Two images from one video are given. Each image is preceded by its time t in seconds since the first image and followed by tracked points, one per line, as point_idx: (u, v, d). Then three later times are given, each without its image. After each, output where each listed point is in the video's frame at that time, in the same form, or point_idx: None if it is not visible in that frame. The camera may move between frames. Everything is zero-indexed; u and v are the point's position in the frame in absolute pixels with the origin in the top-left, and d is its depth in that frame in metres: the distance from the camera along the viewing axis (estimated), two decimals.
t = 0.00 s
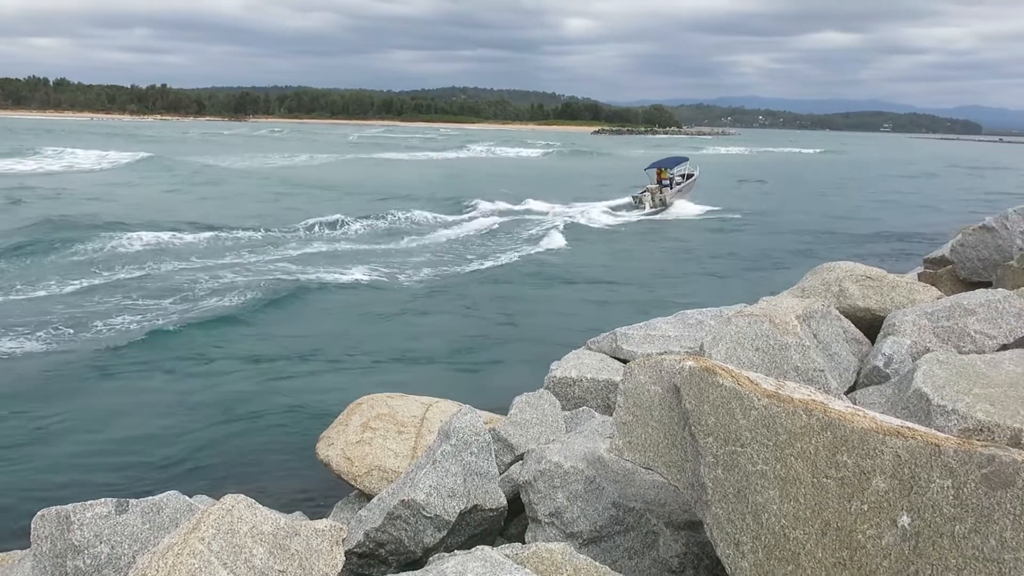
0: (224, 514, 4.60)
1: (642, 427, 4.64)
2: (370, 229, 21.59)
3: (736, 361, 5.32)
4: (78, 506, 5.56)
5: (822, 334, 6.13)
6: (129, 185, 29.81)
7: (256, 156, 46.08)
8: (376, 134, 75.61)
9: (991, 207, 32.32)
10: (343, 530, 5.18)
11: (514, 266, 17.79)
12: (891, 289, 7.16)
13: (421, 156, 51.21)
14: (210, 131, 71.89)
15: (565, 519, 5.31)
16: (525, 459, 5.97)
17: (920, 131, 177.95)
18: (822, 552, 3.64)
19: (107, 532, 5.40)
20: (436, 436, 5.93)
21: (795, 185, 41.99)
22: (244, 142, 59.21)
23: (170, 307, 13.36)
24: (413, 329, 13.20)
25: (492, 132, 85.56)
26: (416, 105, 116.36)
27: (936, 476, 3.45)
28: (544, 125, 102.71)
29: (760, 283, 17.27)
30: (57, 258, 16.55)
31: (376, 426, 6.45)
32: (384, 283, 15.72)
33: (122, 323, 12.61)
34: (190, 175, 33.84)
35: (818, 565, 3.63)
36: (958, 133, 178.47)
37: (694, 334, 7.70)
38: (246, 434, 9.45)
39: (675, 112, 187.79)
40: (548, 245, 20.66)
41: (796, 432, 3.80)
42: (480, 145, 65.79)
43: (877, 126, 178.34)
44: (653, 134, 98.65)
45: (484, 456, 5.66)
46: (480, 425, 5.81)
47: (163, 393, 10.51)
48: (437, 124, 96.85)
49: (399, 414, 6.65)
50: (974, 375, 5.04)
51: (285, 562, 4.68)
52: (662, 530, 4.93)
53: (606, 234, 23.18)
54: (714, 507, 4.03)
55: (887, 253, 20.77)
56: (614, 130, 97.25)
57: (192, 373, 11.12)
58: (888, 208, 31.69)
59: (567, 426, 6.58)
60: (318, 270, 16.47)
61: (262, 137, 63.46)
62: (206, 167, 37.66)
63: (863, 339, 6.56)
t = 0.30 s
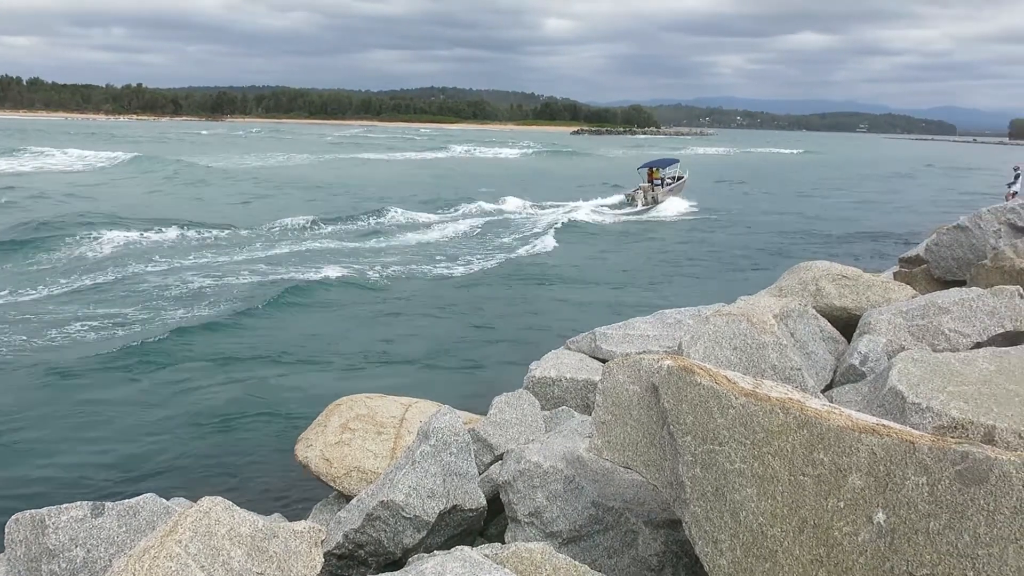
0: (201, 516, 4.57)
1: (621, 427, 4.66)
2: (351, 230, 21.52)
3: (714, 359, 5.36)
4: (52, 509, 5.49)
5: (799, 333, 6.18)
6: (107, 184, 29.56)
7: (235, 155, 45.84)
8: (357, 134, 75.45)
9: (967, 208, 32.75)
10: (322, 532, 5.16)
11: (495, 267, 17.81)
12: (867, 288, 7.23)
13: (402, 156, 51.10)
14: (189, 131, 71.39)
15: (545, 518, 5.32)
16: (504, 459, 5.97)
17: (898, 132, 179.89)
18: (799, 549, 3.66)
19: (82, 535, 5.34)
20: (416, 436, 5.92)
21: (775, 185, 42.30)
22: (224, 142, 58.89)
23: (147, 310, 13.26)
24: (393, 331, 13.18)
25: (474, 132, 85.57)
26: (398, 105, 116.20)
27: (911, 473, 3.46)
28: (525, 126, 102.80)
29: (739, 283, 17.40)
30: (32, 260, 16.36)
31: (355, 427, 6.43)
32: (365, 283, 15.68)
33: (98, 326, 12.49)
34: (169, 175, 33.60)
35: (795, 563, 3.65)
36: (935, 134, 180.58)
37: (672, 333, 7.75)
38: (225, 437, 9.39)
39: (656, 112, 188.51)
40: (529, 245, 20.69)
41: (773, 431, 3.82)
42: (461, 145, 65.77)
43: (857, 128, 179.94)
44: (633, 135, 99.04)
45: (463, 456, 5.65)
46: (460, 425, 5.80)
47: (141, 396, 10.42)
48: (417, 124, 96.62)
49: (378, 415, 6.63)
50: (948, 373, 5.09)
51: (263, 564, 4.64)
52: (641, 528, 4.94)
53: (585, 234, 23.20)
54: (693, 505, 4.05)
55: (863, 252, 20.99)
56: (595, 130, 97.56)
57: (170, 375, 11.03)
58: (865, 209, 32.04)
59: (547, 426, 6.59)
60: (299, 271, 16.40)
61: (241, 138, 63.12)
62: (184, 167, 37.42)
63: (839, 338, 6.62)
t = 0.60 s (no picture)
0: (185, 517, 4.55)
1: (607, 426, 4.67)
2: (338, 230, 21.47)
3: (699, 358, 5.38)
4: (35, 511, 5.45)
5: (783, 332, 6.22)
6: (92, 185, 29.37)
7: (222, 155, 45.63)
8: (345, 134, 75.28)
9: (951, 207, 33.02)
10: (307, 532, 5.14)
11: (483, 267, 17.81)
12: (851, 287, 7.26)
13: (390, 156, 51.01)
14: (176, 131, 70.97)
15: (531, 518, 5.32)
16: (490, 459, 5.97)
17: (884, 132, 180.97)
18: (784, 547, 3.67)
19: (66, 537, 5.31)
20: (402, 436, 5.91)
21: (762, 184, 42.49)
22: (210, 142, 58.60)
23: (132, 313, 13.19)
24: (380, 332, 13.17)
25: (462, 132, 85.51)
26: (386, 105, 115.91)
27: (894, 471, 3.47)
28: (513, 126, 102.78)
29: (726, 283, 17.47)
30: (15, 263, 16.25)
31: (341, 427, 6.42)
32: (352, 283, 15.66)
33: (82, 329, 12.43)
34: (155, 175, 33.41)
35: (779, 560, 3.67)
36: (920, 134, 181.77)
37: (658, 333, 7.78)
38: (212, 439, 9.35)
39: (644, 113, 188.76)
40: (517, 245, 20.70)
41: (757, 429, 3.83)
42: (449, 145, 65.72)
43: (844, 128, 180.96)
44: (621, 134, 99.22)
45: (449, 455, 5.65)
46: (445, 424, 5.80)
47: (126, 398, 10.37)
48: (404, 124, 96.41)
49: (364, 415, 6.62)
50: (931, 371, 5.12)
51: (247, 565, 4.61)
52: (627, 527, 4.95)
53: (570, 233, 23.20)
54: (677, 504, 4.07)
55: (847, 252, 21.11)
56: (582, 130, 97.67)
57: (155, 377, 10.97)
58: (849, 208, 32.23)
59: (533, 425, 6.60)
60: (283, 271, 16.38)
61: (228, 138, 62.86)
62: (171, 167, 37.19)
63: (824, 337, 6.66)
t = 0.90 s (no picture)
0: (171, 519, 4.51)
1: (594, 425, 4.67)
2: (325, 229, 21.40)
3: (686, 357, 5.39)
4: (18, 513, 5.40)
5: (769, 331, 6.24)
6: (77, 185, 29.19)
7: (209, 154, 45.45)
8: (334, 133, 75.15)
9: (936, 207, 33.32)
10: (293, 533, 5.12)
11: (471, 267, 17.80)
12: (836, 286, 7.30)
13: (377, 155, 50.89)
14: (162, 130, 70.60)
15: (518, 517, 5.32)
16: (477, 458, 5.96)
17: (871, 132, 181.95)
18: (770, 546, 3.67)
19: (51, 539, 5.26)
20: (389, 436, 5.89)
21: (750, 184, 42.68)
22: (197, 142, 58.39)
23: (117, 316, 13.11)
24: (367, 333, 13.14)
25: (451, 131, 85.52)
26: (374, 105, 115.68)
27: (879, 469, 3.47)
28: (501, 126, 102.73)
29: (713, 283, 17.55)
30: None
31: (327, 427, 6.40)
32: (340, 284, 15.62)
33: (67, 332, 12.35)
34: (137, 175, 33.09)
35: (765, 558, 3.67)
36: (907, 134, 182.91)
37: (644, 332, 7.80)
38: (199, 441, 9.31)
39: (633, 112, 188.97)
40: (505, 245, 20.70)
41: (743, 428, 3.84)
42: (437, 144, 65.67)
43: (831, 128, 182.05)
44: (609, 134, 99.36)
45: (436, 456, 5.64)
46: (433, 424, 5.79)
47: (112, 401, 10.31)
48: (392, 123, 96.11)
49: (351, 415, 6.60)
50: (916, 370, 5.15)
51: (233, 566, 4.59)
52: (614, 527, 4.95)
53: (557, 233, 23.20)
54: (664, 503, 4.08)
55: (832, 252, 21.23)
56: (571, 130, 97.70)
57: (142, 379, 10.90)
58: (836, 208, 32.41)
59: (520, 424, 6.60)
60: (269, 272, 16.34)
61: (215, 138, 62.66)
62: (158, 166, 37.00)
63: (810, 335, 6.69)
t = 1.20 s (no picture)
0: (161, 520, 4.48)
1: (586, 425, 4.67)
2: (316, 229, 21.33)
3: (677, 356, 5.40)
4: (7, 515, 5.37)
5: (761, 330, 6.26)
6: (66, 185, 29.04)
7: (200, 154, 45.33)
8: (327, 133, 75.06)
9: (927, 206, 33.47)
10: (285, 534, 5.11)
11: (464, 266, 17.79)
12: (827, 284, 7.32)
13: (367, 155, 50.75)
14: (153, 130, 70.33)
15: (510, 517, 5.32)
16: (469, 458, 5.96)
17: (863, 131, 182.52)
18: (762, 544, 3.67)
19: (40, 541, 5.24)
20: (380, 436, 5.88)
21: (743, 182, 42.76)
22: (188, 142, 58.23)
23: (103, 320, 13.02)
24: (359, 335, 13.12)
25: (445, 130, 85.51)
26: (366, 105, 115.47)
27: (870, 467, 3.46)
28: (494, 125, 102.66)
29: (705, 282, 17.60)
30: None
31: (319, 427, 6.39)
32: (331, 285, 15.59)
33: (56, 335, 12.28)
34: (125, 175, 32.87)
35: (756, 557, 3.67)
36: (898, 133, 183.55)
37: (635, 332, 7.80)
38: (191, 443, 9.28)
39: (626, 112, 189.09)
40: (497, 244, 20.68)
41: (734, 427, 3.85)
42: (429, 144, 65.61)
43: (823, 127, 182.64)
44: (602, 134, 99.41)
45: (428, 455, 5.64)
46: (424, 425, 5.79)
47: (103, 404, 10.26)
48: (384, 122, 95.90)
49: (342, 415, 6.59)
50: (907, 368, 5.16)
51: (224, 567, 4.57)
52: (606, 526, 4.95)
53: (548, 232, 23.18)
54: (656, 502, 4.08)
55: (823, 251, 21.27)
56: (563, 129, 97.70)
57: (132, 382, 10.86)
58: (827, 207, 32.51)
59: (512, 424, 6.59)
60: (254, 275, 16.11)
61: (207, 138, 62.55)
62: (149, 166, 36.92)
63: (801, 334, 6.71)
